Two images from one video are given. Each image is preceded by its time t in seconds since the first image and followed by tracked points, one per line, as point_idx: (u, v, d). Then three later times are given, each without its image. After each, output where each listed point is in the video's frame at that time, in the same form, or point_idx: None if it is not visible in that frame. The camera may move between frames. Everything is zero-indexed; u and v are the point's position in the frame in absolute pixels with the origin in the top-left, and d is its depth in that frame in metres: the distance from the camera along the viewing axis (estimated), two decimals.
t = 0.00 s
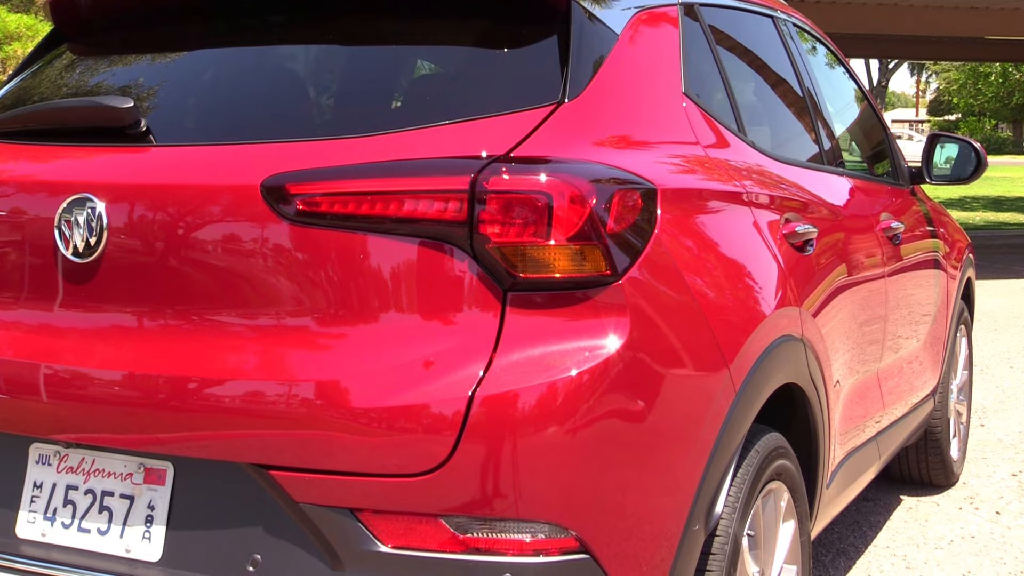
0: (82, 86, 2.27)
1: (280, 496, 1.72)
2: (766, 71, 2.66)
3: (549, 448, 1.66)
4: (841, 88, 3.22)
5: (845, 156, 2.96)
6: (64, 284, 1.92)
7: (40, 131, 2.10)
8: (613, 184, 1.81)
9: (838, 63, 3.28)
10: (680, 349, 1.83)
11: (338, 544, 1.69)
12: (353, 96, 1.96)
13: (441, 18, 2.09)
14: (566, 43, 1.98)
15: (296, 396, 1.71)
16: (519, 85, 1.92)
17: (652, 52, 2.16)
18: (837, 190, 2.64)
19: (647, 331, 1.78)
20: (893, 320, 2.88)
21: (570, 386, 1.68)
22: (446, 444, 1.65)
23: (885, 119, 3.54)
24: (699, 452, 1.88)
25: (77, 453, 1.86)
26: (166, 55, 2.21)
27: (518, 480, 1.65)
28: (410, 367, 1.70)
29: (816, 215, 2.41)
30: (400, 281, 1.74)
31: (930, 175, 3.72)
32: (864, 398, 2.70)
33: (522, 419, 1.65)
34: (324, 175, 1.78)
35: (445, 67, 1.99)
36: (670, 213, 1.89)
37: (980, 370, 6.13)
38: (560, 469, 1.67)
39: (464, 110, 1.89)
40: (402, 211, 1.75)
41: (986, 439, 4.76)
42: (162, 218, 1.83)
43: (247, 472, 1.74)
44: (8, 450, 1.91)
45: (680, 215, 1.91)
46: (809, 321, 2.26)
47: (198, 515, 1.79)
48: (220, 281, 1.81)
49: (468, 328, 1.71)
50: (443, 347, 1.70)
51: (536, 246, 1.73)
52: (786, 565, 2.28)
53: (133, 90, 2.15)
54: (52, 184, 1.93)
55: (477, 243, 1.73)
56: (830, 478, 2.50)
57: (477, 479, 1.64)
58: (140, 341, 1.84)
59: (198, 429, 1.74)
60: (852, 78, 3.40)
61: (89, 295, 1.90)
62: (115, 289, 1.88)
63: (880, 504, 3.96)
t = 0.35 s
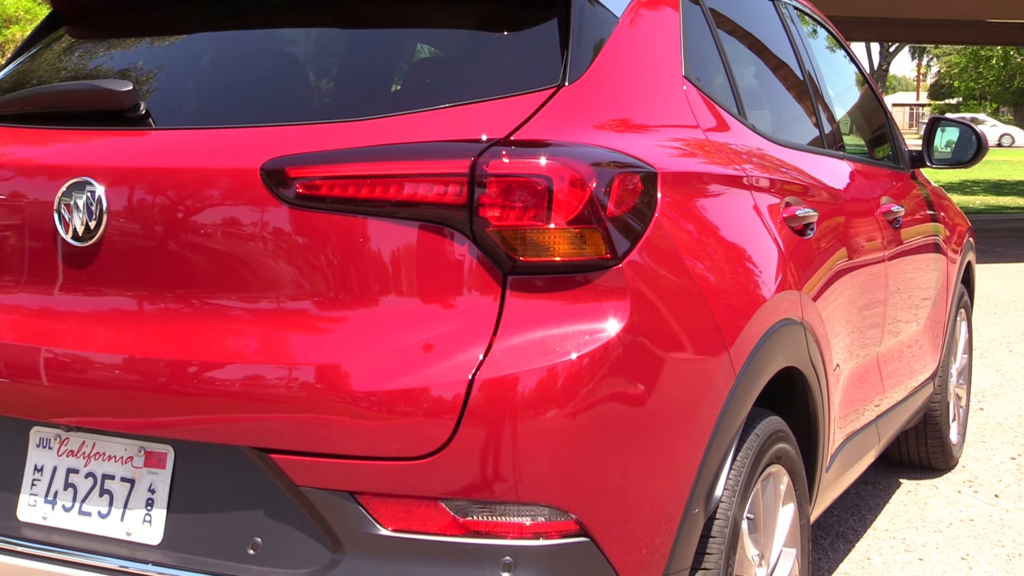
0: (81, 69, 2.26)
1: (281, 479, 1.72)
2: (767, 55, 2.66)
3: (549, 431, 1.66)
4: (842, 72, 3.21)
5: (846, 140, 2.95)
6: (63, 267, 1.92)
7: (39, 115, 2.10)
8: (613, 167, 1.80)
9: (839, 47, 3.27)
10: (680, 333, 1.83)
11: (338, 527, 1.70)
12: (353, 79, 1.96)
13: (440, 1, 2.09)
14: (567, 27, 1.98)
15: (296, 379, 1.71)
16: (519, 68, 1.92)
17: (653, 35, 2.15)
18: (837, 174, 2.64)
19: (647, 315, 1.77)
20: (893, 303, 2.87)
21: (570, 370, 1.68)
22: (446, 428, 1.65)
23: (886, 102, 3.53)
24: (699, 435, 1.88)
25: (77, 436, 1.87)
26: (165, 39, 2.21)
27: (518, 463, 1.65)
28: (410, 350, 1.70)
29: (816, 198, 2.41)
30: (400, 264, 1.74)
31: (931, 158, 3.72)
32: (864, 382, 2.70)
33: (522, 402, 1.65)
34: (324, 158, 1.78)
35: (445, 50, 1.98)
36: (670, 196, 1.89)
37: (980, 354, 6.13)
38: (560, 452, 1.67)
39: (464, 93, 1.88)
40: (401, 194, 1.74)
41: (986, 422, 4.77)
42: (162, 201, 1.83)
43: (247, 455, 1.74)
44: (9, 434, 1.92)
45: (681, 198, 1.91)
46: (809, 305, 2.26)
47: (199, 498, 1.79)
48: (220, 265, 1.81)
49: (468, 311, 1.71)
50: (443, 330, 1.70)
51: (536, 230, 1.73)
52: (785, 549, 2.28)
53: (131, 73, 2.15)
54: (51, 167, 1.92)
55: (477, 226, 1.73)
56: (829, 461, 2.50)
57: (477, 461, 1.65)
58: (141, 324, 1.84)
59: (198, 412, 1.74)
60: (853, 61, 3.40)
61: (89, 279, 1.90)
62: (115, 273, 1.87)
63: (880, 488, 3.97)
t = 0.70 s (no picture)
0: (80, 54, 2.26)
1: (281, 464, 1.73)
2: (767, 40, 2.65)
3: (549, 416, 1.66)
4: (843, 57, 3.21)
5: (847, 125, 2.95)
6: (64, 252, 1.91)
7: (38, 100, 2.10)
8: (613, 152, 1.80)
9: (839, 32, 3.26)
10: (680, 318, 1.83)
11: (338, 511, 1.70)
12: (353, 64, 1.95)
13: None
14: (567, 12, 1.98)
15: (296, 364, 1.71)
16: (519, 53, 1.92)
17: (653, 20, 2.15)
18: (837, 159, 2.63)
19: (647, 300, 1.77)
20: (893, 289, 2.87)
21: (571, 355, 1.68)
22: (446, 413, 1.65)
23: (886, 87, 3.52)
24: (699, 420, 1.88)
25: (78, 422, 1.87)
26: (164, 24, 2.20)
27: (518, 448, 1.65)
28: (410, 335, 1.70)
29: (816, 183, 2.40)
30: (400, 250, 1.74)
31: (932, 144, 3.71)
32: (864, 367, 2.71)
33: (522, 387, 1.65)
34: (323, 143, 1.77)
35: (445, 35, 1.98)
36: (670, 181, 1.88)
37: (980, 339, 6.14)
38: (560, 436, 1.67)
39: (464, 78, 1.88)
40: (402, 179, 1.74)
41: (985, 408, 4.77)
42: (162, 186, 1.83)
43: (248, 440, 1.74)
44: (10, 419, 1.92)
45: (681, 183, 1.91)
46: (809, 290, 2.26)
47: (199, 482, 1.80)
48: (220, 250, 1.81)
49: (469, 296, 1.71)
50: (443, 315, 1.70)
51: (536, 215, 1.73)
52: (785, 535, 2.29)
53: (131, 58, 2.14)
54: (51, 153, 1.92)
55: (477, 211, 1.73)
56: (829, 446, 2.51)
57: (477, 446, 1.65)
58: (141, 309, 1.84)
59: (199, 397, 1.75)
60: (854, 47, 3.39)
61: (89, 264, 1.90)
62: (115, 258, 1.87)
63: (879, 473, 3.98)
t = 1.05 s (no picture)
0: (79, 38, 2.25)
1: (281, 448, 1.73)
2: (768, 24, 2.64)
3: (549, 400, 1.66)
4: (844, 41, 3.20)
5: (847, 110, 2.95)
6: (63, 237, 1.91)
7: (36, 84, 2.09)
8: (613, 136, 1.80)
9: (840, 16, 3.25)
10: (680, 302, 1.83)
11: (339, 495, 1.70)
12: (353, 48, 1.95)
13: None
14: None
15: (297, 348, 1.71)
16: (519, 37, 1.91)
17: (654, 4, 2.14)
18: (838, 144, 2.63)
19: (648, 284, 1.77)
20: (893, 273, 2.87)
21: (571, 339, 1.68)
22: (447, 397, 1.65)
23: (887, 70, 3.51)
24: (699, 404, 1.88)
25: (78, 406, 1.87)
26: (163, 7, 2.20)
27: (518, 432, 1.66)
28: (410, 319, 1.70)
29: (817, 167, 2.40)
30: (400, 234, 1.74)
31: (933, 128, 3.70)
32: (864, 351, 2.71)
33: (522, 371, 1.65)
34: (323, 127, 1.77)
35: (445, 19, 1.98)
36: (670, 165, 1.88)
37: (980, 324, 6.14)
38: (560, 420, 1.67)
39: (464, 62, 1.88)
40: (401, 163, 1.74)
41: (985, 392, 4.78)
42: (162, 170, 1.83)
43: (248, 425, 1.74)
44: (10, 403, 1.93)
45: (682, 167, 1.90)
46: (809, 275, 2.25)
47: (200, 466, 1.80)
48: (220, 235, 1.81)
49: (469, 280, 1.71)
50: (443, 299, 1.70)
51: (536, 199, 1.72)
52: (784, 519, 2.29)
53: (130, 42, 2.14)
54: (50, 137, 1.92)
55: (477, 195, 1.72)
56: (829, 431, 2.51)
57: (477, 430, 1.65)
58: (141, 293, 1.84)
59: (199, 381, 1.75)
60: (855, 31, 3.38)
61: (89, 249, 1.90)
62: (115, 242, 1.87)
63: (879, 457, 3.98)
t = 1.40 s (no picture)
0: (78, 22, 2.25)
1: (282, 432, 1.73)
2: (769, 8, 2.64)
3: (549, 384, 1.66)
4: (845, 25, 3.19)
5: (848, 94, 2.94)
6: (63, 221, 1.91)
7: (35, 68, 2.09)
8: (614, 120, 1.80)
9: None
10: (680, 287, 1.83)
11: (339, 479, 1.71)
12: (353, 32, 1.95)
13: None
14: None
15: (297, 333, 1.71)
16: (519, 22, 1.91)
17: None
18: (838, 128, 2.62)
19: (648, 268, 1.77)
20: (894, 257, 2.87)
21: (571, 324, 1.68)
22: (447, 381, 1.65)
23: (888, 54, 3.49)
24: (699, 389, 1.88)
25: (78, 391, 1.88)
26: None
27: (518, 416, 1.66)
28: (410, 304, 1.70)
29: (817, 152, 2.40)
30: (400, 218, 1.74)
31: (934, 112, 3.70)
32: (864, 335, 2.71)
33: (522, 356, 1.65)
34: (323, 112, 1.77)
35: (445, 4, 1.97)
36: (671, 149, 1.88)
37: (981, 308, 6.15)
38: (560, 404, 1.67)
39: (464, 46, 1.87)
40: (401, 147, 1.74)
41: (985, 376, 4.78)
42: (161, 155, 1.82)
43: (248, 409, 1.75)
44: (10, 388, 1.93)
45: (682, 152, 1.90)
46: (809, 260, 2.25)
47: (200, 450, 1.81)
48: (220, 219, 1.81)
49: (469, 264, 1.71)
50: (443, 283, 1.70)
51: (536, 183, 1.72)
52: (784, 503, 2.29)
53: (129, 26, 2.13)
54: (49, 121, 1.91)
55: (477, 179, 1.72)
56: (829, 415, 2.51)
57: (477, 414, 1.65)
58: (141, 278, 1.83)
59: (199, 365, 1.75)
60: (856, 15, 3.37)
61: (88, 233, 1.89)
62: (115, 227, 1.87)
63: (879, 441, 3.99)
